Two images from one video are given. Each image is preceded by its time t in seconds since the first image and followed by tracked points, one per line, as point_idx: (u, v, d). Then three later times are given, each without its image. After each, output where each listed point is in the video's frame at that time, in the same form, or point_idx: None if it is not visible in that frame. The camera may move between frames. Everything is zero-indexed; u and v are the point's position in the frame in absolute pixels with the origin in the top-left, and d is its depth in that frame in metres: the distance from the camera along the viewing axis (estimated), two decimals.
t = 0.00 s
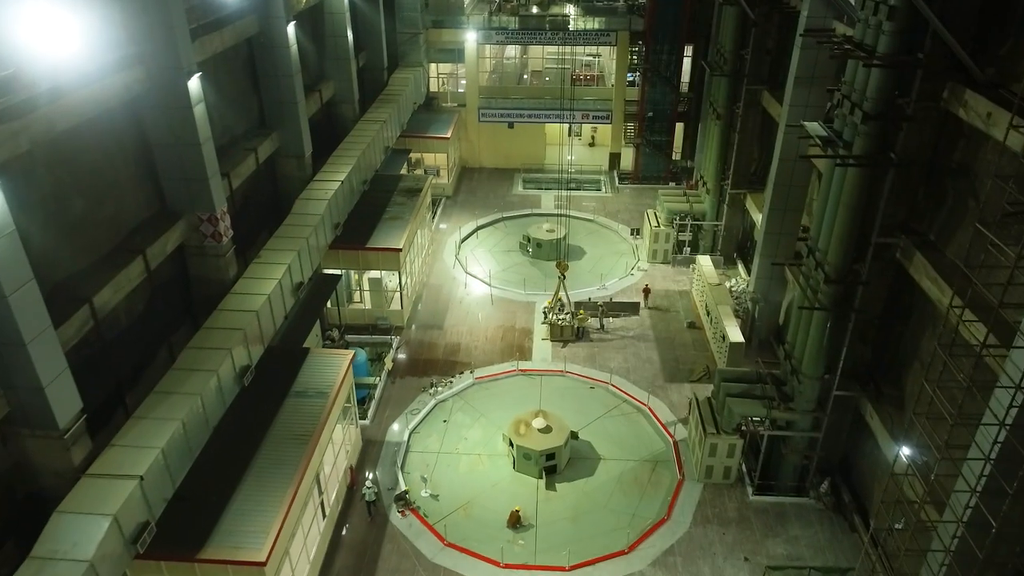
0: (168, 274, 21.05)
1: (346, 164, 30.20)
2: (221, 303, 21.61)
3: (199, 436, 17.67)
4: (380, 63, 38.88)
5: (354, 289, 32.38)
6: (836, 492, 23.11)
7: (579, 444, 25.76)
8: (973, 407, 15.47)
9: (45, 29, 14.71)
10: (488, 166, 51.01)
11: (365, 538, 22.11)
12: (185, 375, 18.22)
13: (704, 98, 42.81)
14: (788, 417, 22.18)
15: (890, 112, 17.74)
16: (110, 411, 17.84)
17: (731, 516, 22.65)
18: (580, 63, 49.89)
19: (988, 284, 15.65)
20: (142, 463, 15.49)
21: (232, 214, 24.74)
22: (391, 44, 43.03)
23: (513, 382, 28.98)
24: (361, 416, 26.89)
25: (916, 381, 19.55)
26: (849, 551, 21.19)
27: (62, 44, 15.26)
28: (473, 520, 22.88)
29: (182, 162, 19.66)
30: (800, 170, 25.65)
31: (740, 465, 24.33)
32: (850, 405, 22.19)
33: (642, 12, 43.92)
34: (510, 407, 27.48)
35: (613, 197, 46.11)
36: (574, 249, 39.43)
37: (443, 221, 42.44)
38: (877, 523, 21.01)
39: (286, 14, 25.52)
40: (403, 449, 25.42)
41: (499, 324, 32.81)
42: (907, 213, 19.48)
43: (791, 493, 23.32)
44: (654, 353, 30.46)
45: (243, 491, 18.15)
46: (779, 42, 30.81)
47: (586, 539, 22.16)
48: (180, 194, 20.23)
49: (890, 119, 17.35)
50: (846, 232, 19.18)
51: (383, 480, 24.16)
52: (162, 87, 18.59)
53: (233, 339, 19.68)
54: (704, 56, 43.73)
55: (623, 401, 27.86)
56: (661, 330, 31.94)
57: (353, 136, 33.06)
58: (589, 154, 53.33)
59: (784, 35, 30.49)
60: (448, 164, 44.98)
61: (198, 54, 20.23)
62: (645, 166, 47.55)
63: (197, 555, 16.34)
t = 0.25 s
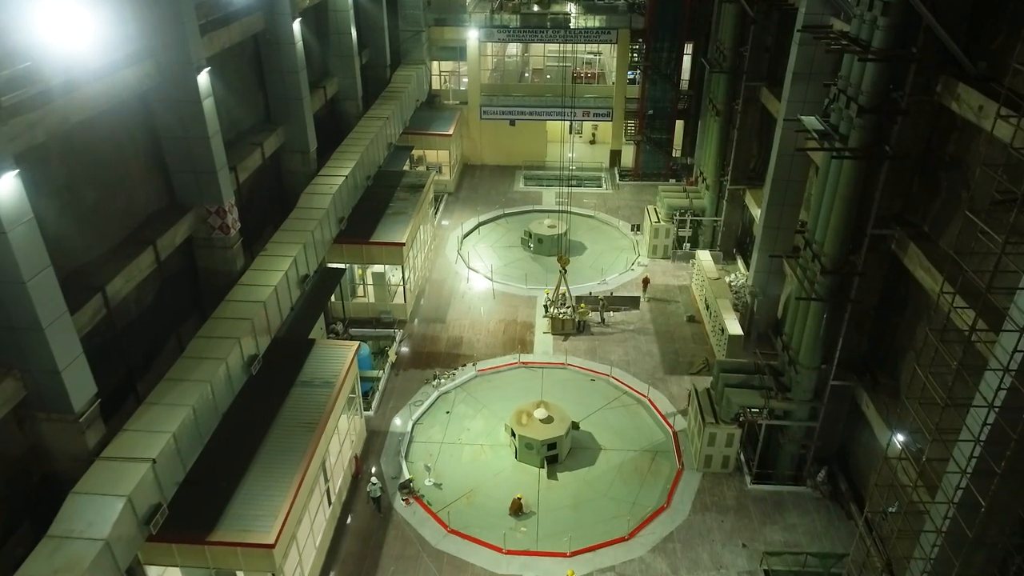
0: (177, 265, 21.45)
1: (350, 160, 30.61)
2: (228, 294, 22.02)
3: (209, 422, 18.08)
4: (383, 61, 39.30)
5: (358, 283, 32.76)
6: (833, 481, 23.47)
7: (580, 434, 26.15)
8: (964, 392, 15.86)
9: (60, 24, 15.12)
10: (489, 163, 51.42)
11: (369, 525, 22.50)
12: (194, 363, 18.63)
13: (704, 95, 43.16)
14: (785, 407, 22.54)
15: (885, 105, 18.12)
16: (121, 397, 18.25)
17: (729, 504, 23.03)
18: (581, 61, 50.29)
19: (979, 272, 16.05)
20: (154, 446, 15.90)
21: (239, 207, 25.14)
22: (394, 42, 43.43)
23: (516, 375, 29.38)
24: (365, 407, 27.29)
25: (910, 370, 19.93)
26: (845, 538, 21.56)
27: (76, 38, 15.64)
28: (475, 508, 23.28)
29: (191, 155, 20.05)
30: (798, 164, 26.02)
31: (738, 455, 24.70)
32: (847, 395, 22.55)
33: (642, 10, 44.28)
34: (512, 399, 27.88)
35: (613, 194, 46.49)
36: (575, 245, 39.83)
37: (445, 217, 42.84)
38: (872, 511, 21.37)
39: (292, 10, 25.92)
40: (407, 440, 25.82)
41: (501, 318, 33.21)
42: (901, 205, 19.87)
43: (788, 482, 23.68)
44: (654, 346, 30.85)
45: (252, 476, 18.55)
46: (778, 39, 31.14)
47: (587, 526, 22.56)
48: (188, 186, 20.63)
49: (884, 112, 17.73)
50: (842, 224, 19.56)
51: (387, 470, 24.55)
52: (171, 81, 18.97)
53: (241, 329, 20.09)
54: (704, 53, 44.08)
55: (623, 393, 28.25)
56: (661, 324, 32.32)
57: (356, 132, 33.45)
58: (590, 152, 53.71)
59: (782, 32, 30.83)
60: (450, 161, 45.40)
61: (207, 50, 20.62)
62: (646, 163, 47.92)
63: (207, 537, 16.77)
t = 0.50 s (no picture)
0: (187, 257, 21.89)
1: (355, 156, 31.08)
2: (237, 285, 22.49)
3: (219, 409, 18.54)
4: (386, 59, 39.77)
5: (362, 277, 33.22)
6: (829, 471, 23.90)
7: (581, 425, 26.62)
8: (954, 378, 16.33)
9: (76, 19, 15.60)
10: (491, 161, 51.89)
11: (375, 512, 22.97)
12: (205, 351, 19.10)
13: (703, 93, 43.61)
14: (783, 397, 22.98)
15: (879, 100, 18.57)
16: (134, 384, 18.71)
17: (727, 492, 23.48)
18: (582, 59, 50.73)
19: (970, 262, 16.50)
20: (167, 431, 16.36)
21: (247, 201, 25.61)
22: (397, 41, 43.90)
23: (518, 367, 29.84)
24: (370, 398, 27.77)
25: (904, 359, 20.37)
26: (841, 525, 21.99)
27: (93, 34, 16.10)
28: (478, 496, 23.75)
29: (201, 149, 20.49)
30: (796, 159, 26.45)
31: (737, 445, 25.15)
32: (843, 385, 22.98)
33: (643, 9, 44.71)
34: (515, 391, 28.34)
35: (614, 191, 46.95)
36: (577, 241, 40.31)
37: (447, 214, 43.30)
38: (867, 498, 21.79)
39: (298, 8, 26.38)
40: (411, 430, 26.29)
41: (504, 312, 33.68)
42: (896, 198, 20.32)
43: (785, 471, 24.09)
44: (654, 339, 31.31)
45: (261, 462, 19.03)
46: (776, 37, 31.57)
47: (588, 513, 23.04)
48: (198, 180, 21.07)
49: (879, 107, 18.17)
50: (838, 216, 19.99)
51: (392, 458, 25.01)
52: (183, 76, 19.41)
53: (250, 318, 20.56)
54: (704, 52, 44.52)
55: (624, 385, 28.71)
56: (661, 318, 32.77)
57: (360, 129, 33.90)
58: (591, 149, 54.18)
59: (781, 30, 31.27)
60: (453, 158, 45.88)
61: (216, 46, 21.08)
62: (646, 160, 48.40)
63: (219, 519, 17.24)
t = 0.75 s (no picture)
0: (196, 249, 22.35)
1: (359, 152, 31.51)
2: (245, 278, 22.93)
3: (228, 396, 18.97)
4: (390, 57, 40.24)
5: (365, 272, 33.65)
6: (826, 460, 24.33)
7: (582, 416, 27.07)
8: (946, 365, 16.77)
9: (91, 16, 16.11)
10: (493, 158, 52.34)
11: (380, 500, 23.44)
12: (215, 340, 19.54)
13: (703, 91, 44.02)
14: (780, 387, 23.41)
15: (874, 95, 18.98)
16: (146, 372, 19.16)
17: (725, 481, 23.93)
18: (584, 57, 51.17)
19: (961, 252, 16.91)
20: (179, 416, 16.80)
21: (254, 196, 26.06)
22: (400, 39, 44.34)
23: (520, 360, 30.28)
24: (374, 390, 28.23)
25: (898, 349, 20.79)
26: (837, 513, 22.43)
27: (107, 30, 16.53)
28: (481, 484, 24.19)
29: (210, 143, 20.92)
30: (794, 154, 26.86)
31: (735, 435, 25.59)
32: (839, 375, 23.40)
33: (644, 8, 45.11)
34: (517, 383, 28.78)
35: (614, 188, 47.37)
36: (577, 237, 40.75)
37: (450, 210, 43.74)
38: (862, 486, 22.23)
39: (304, 6, 26.81)
40: (415, 420, 26.74)
41: (505, 307, 34.12)
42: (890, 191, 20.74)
43: (783, 460, 24.52)
44: (654, 333, 31.75)
45: (269, 448, 19.48)
46: (775, 35, 32.00)
47: (589, 501, 23.48)
48: (207, 174, 21.51)
49: (874, 101, 18.59)
50: (834, 209, 20.40)
51: (396, 448, 25.47)
52: (193, 72, 19.84)
53: (258, 309, 21.01)
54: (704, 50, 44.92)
55: (624, 377, 29.15)
56: (661, 312, 33.21)
57: (364, 126, 34.34)
58: (592, 147, 54.62)
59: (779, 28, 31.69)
60: (455, 155, 46.33)
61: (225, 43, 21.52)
62: (647, 158, 48.84)
63: (228, 503, 17.69)
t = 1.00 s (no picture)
0: (205, 238, 22.78)
1: (363, 145, 31.94)
2: (252, 266, 23.37)
3: (238, 380, 19.40)
4: (392, 53, 40.68)
5: (369, 264, 34.09)
6: (823, 446, 24.75)
7: (583, 404, 27.50)
8: (938, 348, 17.20)
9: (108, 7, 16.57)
10: (495, 154, 52.78)
11: (385, 485, 23.90)
12: (224, 326, 19.98)
13: (703, 87, 44.41)
14: (777, 374, 23.83)
15: (869, 86, 19.38)
16: (157, 357, 19.60)
17: (724, 466, 24.37)
18: (585, 54, 51.58)
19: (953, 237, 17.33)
20: (190, 397, 17.23)
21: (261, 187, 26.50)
22: (403, 35, 44.77)
23: (522, 350, 30.71)
24: (379, 379, 28.69)
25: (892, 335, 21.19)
26: (833, 497, 22.86)
27: (122, 21, 17.00)
28: (483, 470, 24.62)
29: (219, 133, 21.33)
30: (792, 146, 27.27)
31: (733, 422, 26.02)
32: (836, 362, 23.82)
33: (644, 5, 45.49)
34: (519, 372, 29.22)
35: (615, 183, 47.81)
36: (579, 230, 41.19)
37: (452, 205, 44.17)
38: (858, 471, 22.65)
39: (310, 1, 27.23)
40: (418, 408, 27.18)
41: (508, 299, 34.55)
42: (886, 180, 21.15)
43: (780, 446, 24.94)
44: (654, 324, 32.18)
45: (277, 431, 19.92)
46: (774, 30, 32.39)
47: (590, 486, 23.92)
48: (216, 164, 21.94)
49: (869, 91, 19.01)
50: (830, 198, 20.81)
51: (401, 435, 25.92)
52: (203, 63, 20.26)
53: (266, 296, 21.44)
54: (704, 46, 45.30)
55: (624, 367, 29.59)
56: (661, 304, 33.65)
57: (368, 120, 34.77)
58: (593, 143, 55.04)
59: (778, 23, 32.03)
60: (457, 150, 46.76)
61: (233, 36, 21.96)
62: (647, 153, 49.26)
63: (239, 483, 18.13)
